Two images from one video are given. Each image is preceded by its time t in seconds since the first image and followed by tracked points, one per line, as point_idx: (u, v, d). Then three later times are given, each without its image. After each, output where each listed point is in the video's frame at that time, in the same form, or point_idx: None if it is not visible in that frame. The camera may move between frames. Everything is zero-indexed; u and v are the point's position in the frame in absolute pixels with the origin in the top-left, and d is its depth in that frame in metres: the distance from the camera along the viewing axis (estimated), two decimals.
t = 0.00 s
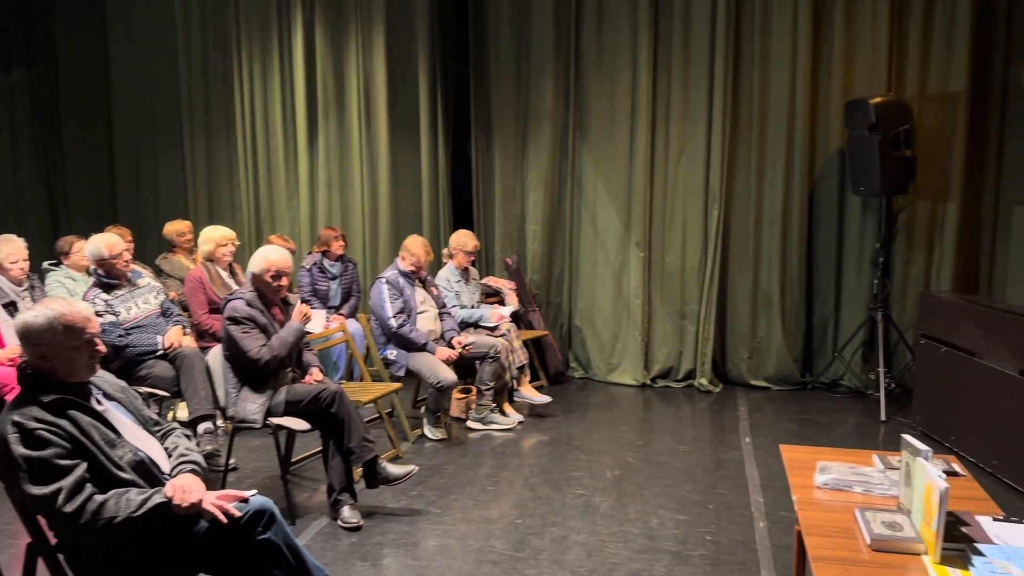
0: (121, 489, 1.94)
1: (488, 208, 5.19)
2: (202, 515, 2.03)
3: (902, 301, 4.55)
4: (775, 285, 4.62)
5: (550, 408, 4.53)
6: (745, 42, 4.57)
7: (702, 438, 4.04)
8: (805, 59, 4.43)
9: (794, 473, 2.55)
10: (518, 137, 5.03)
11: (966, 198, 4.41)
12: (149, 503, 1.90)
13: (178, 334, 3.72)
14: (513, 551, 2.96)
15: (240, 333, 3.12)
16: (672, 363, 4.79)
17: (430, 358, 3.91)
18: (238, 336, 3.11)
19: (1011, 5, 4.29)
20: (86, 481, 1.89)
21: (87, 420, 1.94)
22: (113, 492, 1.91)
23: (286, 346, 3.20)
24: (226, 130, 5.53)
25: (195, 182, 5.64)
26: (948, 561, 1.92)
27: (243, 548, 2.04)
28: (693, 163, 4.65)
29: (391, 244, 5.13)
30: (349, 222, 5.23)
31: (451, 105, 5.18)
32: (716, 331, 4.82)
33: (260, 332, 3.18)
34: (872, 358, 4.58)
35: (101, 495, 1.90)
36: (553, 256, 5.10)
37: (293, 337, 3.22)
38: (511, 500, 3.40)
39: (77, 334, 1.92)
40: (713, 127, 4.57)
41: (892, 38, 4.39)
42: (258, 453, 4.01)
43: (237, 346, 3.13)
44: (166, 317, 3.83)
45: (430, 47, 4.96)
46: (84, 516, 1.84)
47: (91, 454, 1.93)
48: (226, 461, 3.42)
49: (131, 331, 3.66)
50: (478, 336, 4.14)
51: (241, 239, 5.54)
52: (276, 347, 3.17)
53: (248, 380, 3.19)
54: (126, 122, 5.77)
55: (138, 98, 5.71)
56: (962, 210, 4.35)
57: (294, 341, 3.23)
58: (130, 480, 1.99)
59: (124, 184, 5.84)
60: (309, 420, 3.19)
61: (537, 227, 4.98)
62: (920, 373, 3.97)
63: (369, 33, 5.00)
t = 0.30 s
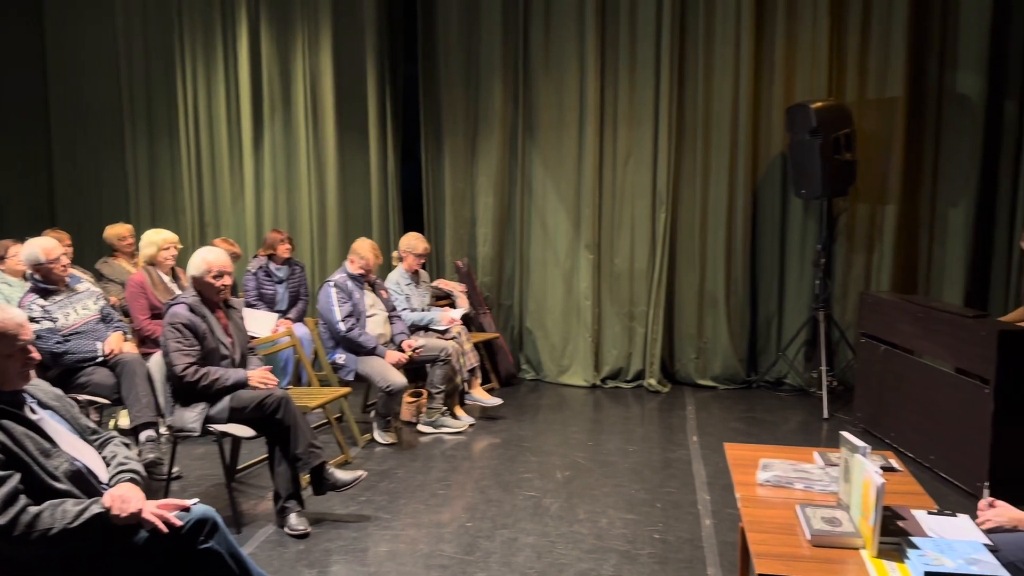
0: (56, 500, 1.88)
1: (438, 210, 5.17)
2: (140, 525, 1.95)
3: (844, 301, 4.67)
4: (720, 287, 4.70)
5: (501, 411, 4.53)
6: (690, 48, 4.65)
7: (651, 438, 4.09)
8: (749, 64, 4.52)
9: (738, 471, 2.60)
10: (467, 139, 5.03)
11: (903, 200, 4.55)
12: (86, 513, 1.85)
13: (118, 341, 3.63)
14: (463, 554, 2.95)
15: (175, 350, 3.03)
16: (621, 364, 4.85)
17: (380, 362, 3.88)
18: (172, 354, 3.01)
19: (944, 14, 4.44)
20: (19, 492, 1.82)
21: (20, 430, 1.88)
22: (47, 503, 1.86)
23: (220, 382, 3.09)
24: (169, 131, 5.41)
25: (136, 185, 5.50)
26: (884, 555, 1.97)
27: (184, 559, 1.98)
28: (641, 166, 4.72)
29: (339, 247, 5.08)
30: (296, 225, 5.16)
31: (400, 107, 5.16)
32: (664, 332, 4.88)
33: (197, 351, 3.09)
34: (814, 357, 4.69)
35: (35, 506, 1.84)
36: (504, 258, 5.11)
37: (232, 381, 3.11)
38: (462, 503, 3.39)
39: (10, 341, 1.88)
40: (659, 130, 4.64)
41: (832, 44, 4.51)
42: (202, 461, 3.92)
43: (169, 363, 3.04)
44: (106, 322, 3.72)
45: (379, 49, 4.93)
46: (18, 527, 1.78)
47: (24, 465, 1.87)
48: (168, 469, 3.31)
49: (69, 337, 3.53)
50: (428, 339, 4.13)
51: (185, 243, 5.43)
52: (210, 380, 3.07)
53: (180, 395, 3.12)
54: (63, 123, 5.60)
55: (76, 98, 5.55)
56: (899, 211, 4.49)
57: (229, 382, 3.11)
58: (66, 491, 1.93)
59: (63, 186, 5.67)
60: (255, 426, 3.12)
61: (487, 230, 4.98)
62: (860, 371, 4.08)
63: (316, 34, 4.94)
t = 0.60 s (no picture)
0: None
1: (393, 213, 5.14)
2: (84, 536, 1.90)
3: (793, 302, 4.77)
4: (673, 288, 4.77)
5: (457, 414, 4.53)
6: (642, 52, 4.70)
7: (606, 439, 4.12)
8: (699, 68, 4.60)
9: (689, 470, 2.62)
10: (422, 141, 5.01)
11: (850, 202, 4.67)
12: (27, 524, 1.82)
13: (63, 347, 3.53)
14: (418, 559, 2.94)
15: (121, 356, 2.95)
16: (577, 366, 4.88)
17: (333, 366, 3.84)
18: (117, 360, 2.94)
19: (887, 21, 4.56)
20: None
21: None
22: None
23: (169, 387, 3.03)
24: (116, 132, 5.30)
25: (81, 187, 5.37)
26: (829, 550, 1.98)
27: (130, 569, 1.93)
28: (595, 169, 4.76)
29: (292, 250, 5.02)
30: (247, 228, 5.09)
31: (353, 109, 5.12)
32: (619, 333, 4.93)
33: (144, 357, 3.02)
34: (765, 356, 4.78)
35: None
36: (459, 260, 5.11)
37: (181, 386, 3.05)
38: (418, 507, 3.38)
39: None
40: (612, 133, 4.69)
41: (780, 50, 4.60)
42: (151, 469, 3.84)
43: (115, 369, 2.96)
44: (51, 329, 3.63)
45: (331, 51, 4.89)
46: None
47: None
48: (116, 478, 3.23)
49: (11, 344, 3.45)
50: (383, 343, 4.10)
51: (133, 247, 5.31)
52: (158, 386, 3.01)
53: (127, 401, 3.04)
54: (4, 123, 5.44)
55: (17, 97, 5.40)
56: (845, 213, 4.61)
57: (178, 387, 3.05)
58: (5, 502, 1.88)
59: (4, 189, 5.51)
60: (203, 433, 3.05)
61: (443, 232, 4.97)
62: (809, 370, 4.17)
63: (267, 35, 4.88)
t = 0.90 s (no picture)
0: None
1: (349, 216, 5.10)
2: (28, 546, 1.85)
3: (746, 303, 4.85)
4: (629, 290, 4.83)
5: (415, 417, 4.51)
6: (596, 56, 4.75)
7: (563, 440, 4.15)
8: (652, 72, 4.66)
9: (642, 469, 2.63)
10: (378, 144, 4.98)
11: (800, 204, 4.77)
12: None
13: (7, 354, 3.43)
14: (374, 564, 2.92)
15: (69, 361, 2.88)
16: (535, 368, 4.91)
17: (287, 371, 3.81)
18: (65, 365, 2.86)
19: (835, 28, 4.67)
20: None
21: None
22: None
23: (120, 394, 2.96)
24: (62, 134, 5.18)
25: (26, 191, 5.24)
26: (777, 547, 1.96)
27: None
28: (551, 171, 4.80)
29: (246, 254, 4.95)
30: (199, 231, 5.02)
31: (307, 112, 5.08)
32: (576, 334, 4.97)
33: (92, 363, 2.95)
34: (719, 356, 4.86)
35: None
36: (416, 263, 5.09)
37: (131, 393, 2.98)
38: (375, 512, 3.36)
39: None
40: (568, 136, 4.74)
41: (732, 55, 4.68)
42: (99, 478, 3.75)
43: (62, 375, 2.88)
44: None
45: (285, 52, 4.84)
46: None
47: None
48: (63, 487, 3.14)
49: None
50: (338, 347, 4.07)
51: (81, 251, 5.19)
52: (108, 393, 2.94)
53: (75, 408, 2.96)
54: None
55: None
56: (795, 215, 4.71)
57: (129, 394, 2.98)
58: None
59: None
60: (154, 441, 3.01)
61: (400, 235, 4.95)
62: (761, 370, 4.25)
63: (218, 36, 4.81)
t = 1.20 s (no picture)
0: None
1: (304, 219, 5.05)
2: None
3: (701, 304, 4.92)
4: (587, 292, 4.87)
5: (372, 421, 4.48)
6: (552, 59, 4.78)
7: (522, 442, 4.15)
8: (607, 76, 4.71)
9: (598, 469, 2.61)
10: (334, 146, 4.94)
11: (753, 206, 4.86)
12: None
13: None
14: (330, 570, 2.88)
15: (14, 368, 2.79)
16: (494, 370, 4.92)
17: (241, 376, 3.76)
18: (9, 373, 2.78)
19: (786, 33, 4.76)
20: None
21: None
22: None
23: (66, 404, 2.88)
24: (7, 136, 5.04)
25: None
26: (729, 544, 1.94)
27: None
28: (508, 174, 4.82)
29: (199, 258, 4.87)
30: (150, 235, 4.92)
31: (262, 113, 5.02)
32: (535, 336, 4.99)
33: (38, 371, 2.86)
34: (675, 356, 4.92)
35: None
36: (374, 266, 5.06)
37: (78, 404, 2.90)
38: (331, 518, 3.31)
39: None
40: (525, 139, 4.76)
41: (685, 59, 4.75)
42: (46, 488, 3.65)
43: (7, 383, 2.80)
44: None
45: (238, 53, 4.77)
46: None
47: None
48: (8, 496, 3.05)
49: None
50: (294, 351, 4.03)
51: (27, 256, 5.06)
52: (54, 403, 2.86)
53: (19, 415, 2.88)
54: None
55: None
56: (748, 217, 4.79)
57: (76, 404, 2.90)
58: None
59: None
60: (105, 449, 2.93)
61: (357, 238, 4.91)
62: (716, 369, 4.32)
63: (169, 36, 4.73)
